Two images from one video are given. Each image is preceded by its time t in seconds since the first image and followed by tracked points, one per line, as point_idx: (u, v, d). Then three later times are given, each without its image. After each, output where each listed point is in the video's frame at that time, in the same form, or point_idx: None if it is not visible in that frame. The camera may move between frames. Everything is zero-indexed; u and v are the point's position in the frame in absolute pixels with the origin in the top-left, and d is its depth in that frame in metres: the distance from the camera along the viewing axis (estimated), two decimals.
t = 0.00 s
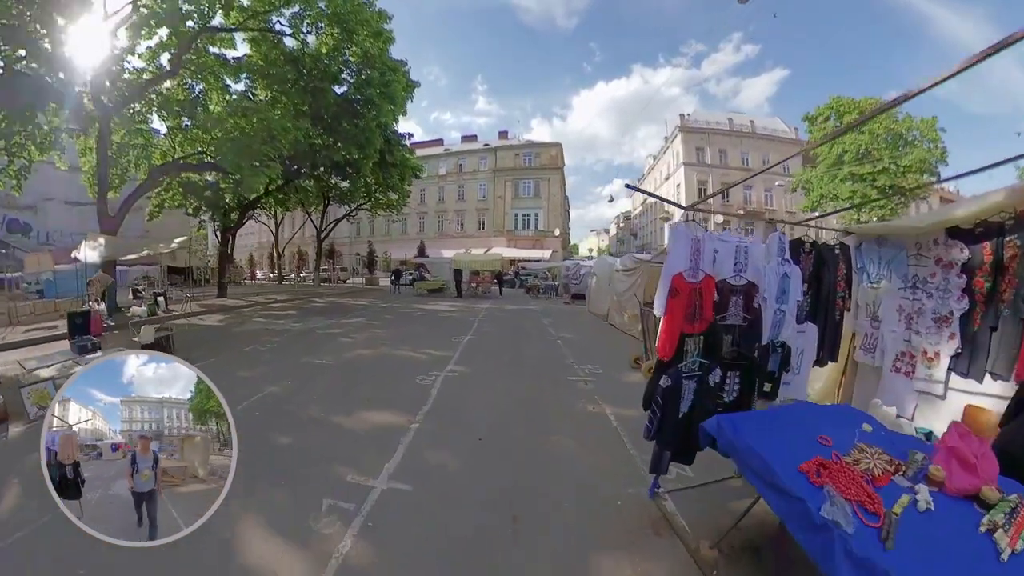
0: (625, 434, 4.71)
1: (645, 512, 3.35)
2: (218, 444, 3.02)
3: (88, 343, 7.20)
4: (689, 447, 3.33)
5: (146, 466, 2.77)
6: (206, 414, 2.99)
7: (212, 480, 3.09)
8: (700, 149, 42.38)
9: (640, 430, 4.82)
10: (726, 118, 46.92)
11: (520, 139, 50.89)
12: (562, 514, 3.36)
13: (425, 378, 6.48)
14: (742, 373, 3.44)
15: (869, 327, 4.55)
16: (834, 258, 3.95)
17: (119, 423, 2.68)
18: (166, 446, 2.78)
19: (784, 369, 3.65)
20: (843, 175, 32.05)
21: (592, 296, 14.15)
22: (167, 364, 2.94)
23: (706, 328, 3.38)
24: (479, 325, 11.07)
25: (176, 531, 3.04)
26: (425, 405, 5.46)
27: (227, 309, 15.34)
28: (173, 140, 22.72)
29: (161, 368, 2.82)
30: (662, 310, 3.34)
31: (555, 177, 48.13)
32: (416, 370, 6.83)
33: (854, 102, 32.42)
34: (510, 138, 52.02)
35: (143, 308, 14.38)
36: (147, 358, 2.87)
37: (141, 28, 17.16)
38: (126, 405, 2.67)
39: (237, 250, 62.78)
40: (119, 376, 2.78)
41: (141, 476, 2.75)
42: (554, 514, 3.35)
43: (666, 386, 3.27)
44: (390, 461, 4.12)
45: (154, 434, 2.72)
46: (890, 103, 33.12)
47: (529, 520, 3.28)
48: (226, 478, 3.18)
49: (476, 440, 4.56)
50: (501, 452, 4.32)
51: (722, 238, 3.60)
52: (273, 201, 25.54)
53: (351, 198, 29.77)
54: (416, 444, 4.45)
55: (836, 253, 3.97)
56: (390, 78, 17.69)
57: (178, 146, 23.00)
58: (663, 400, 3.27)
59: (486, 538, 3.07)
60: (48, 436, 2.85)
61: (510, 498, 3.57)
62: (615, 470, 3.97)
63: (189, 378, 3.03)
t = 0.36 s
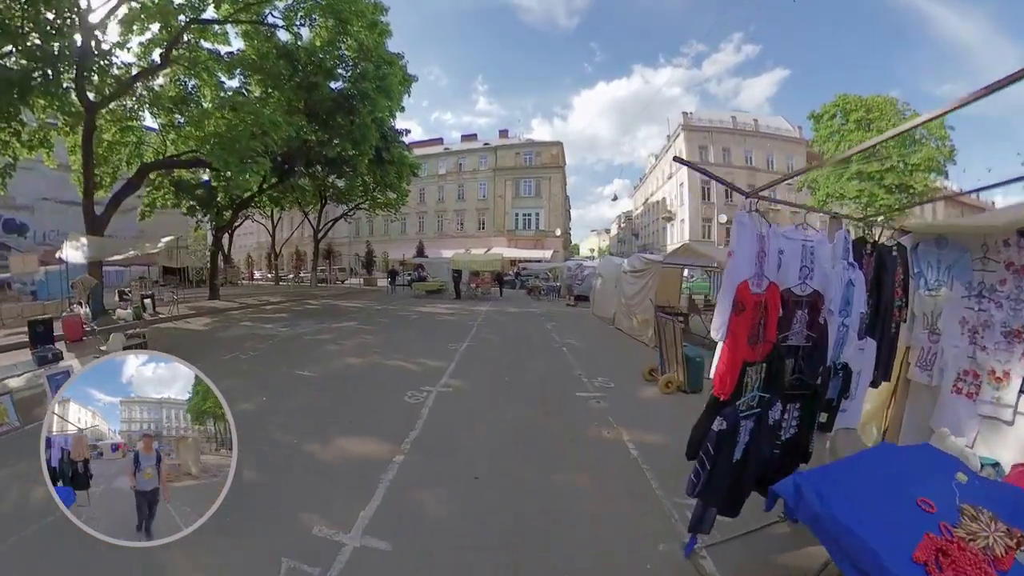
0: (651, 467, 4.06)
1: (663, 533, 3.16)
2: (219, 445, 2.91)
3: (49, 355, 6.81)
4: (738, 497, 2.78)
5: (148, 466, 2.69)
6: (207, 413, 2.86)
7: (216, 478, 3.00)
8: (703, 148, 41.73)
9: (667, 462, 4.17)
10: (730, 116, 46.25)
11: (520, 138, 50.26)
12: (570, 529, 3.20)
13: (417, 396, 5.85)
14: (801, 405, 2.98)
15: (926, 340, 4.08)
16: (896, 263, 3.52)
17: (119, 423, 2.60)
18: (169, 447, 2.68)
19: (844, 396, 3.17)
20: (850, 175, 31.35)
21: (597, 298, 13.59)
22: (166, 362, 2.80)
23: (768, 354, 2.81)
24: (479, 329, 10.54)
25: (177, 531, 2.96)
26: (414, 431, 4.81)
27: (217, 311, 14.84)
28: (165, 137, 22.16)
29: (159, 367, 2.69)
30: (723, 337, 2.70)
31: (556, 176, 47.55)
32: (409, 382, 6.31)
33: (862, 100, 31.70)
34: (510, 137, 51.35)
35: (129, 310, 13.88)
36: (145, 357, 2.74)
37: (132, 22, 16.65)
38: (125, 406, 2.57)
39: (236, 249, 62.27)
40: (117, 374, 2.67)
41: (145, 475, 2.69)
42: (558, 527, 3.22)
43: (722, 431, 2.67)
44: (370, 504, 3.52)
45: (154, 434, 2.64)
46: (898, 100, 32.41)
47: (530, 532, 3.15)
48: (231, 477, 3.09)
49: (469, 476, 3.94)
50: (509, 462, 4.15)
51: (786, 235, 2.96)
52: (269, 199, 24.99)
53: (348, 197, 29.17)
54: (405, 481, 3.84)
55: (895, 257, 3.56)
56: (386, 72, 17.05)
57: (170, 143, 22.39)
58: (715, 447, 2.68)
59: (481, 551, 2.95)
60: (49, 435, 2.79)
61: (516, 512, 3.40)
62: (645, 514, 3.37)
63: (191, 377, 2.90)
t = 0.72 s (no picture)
0: (680, 505, 3.45)
1: (671, 543, 3.02)
2: (217, 446, 2.83)
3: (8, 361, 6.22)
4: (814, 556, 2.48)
5: (148, 467, 2.66)
6: (206, 415, 2.80)
7: (216, 477, 2.93)
8: (707, 146, 41.14)
9: (696, 498, 3.57)
10: (733, 114, 45.56)
11: (521, 137, 49.63)
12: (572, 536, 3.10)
13: (400, 415, 5.22)
14: (884, 442, 2.62)
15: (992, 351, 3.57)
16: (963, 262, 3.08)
17: (117, 424, 2.57)
18: (167, 448, 2.64)
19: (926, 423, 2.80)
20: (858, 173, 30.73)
21: (601, 299, 13.17)
22: (167, 362, 2.79)
23: (867, 383, 2.55)
24: (479, 332, 10.01)
25: (177, 532, 2.91)
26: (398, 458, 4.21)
27: (207, 312, 14.34)
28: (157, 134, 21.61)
29: (160, 365, 2.68)
30: (829, 372, 2.45)
31: (557, 175, 46.98)
32: (399, 393, 5.80)
33: (869, 97, 31.05)
34: (511, 136, 50.73)
35: (113, 312, 13.38)
36: (146, 357, 2.73)
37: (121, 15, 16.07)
38: (123, 406, 2.55)
39: (233, 249, 61.66)
40: (116, 374, 2.65)
41: (144, 477, 2.65)
42: (560, 532, 3.16)
43: (809, 493, 2.42)
44: (342, 552, 2.95)
45: (154, 434, 2.59)
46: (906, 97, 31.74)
47: (526, 538, 3.09)
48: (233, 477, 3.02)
49: (454, 507, 3.47)
50: (512, 471, 4.01)
51: (882, 224, 2.67)
52: (265, 198, 24.46)
53: (345, 196, 28.57)
54: (383, 523, 3.27)
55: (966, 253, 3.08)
56: (382, 65, 16.45)
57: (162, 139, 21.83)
58: (798, 512, 2.42)
59: (475, 558, 2.89)
60: (51, 435, 2.78)
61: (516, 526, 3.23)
62: (671, 557, 2.88)
63: (191, 377, 2.87)
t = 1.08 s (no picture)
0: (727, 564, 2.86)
1: (686, 559, 2.90)
2: (214, 445, 2.81)
3: None
4: None
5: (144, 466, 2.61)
6: (204, 414, 2.79)
7: (214, 478, 2.92)
8: (710, 144, 40.45)
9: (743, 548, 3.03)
10: (736, 112, 44.86)
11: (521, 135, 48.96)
12: (578, 561, 2.90)
13: (385, 443, 4.56)
14: None
15: None
16: None
17: (116, 424, 2.52)
18: (166, 447, 2.61)
19: None
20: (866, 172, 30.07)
21: (607, 301, 12.70)
22: (166, 362, 2.73)
23: None
24: (478, 337, 9.48)
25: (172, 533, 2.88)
26: (384, 497, 3.64)
27: (195, 314, 13.82)
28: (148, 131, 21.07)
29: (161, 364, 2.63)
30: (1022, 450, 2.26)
31: (558, 174, 46.37)
32: (394, 405, 5.47)
33: (876, 94, 30.36)
34: (511, 134, 50.08)
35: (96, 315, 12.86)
36: (145, 356, 2.67)
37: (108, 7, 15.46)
38: (122, 406, 2.49)
39: (231, 248, 60.97)
40: (112, 374, 2.58)
41: (141, 476, 2.60)
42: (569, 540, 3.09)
43: None
44: None
45: (151, 434, 2.55)
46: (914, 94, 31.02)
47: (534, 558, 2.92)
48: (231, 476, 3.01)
49: (435, 552, 3.01)
50: (513, 495, 3.72)
51: None
52: (259, 196, 23.85)
53: (342, 194, 27.91)
54: None
55: None
56: (377, 56, 15.74)
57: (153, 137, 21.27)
58: None
59: None
60: (48, 434, 2.71)
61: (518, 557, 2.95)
62: None
63: (190, 377, 2.84)
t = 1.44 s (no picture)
0: None
1: None
2: (211, 445, 2.82)
3: None
4: None
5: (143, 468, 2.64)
6: (200, 414, 2.80)
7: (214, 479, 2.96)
8: (713, 142, 39.88)
9: None
10: (740, 110, 44.24)
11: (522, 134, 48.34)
12: None
13: (365, 481, 3.87)
14: None
15: None
16: None
17: (116, 424, 2.53)
18: (165, 448, 2.63)
19: None
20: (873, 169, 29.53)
21: (613, 303, 12.26)
22: (163, 362, 2.73)
23: None
24: (477, 344, 8.99)
25: (172, 533, 2.92)
26: (362, 552, 2.96)
27: (184, 318, 13.35)
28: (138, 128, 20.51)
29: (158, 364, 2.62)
30: None
31: (559, 173, 45.81)
32: (386, 416, 5.11)
33: (882, 92, 29.86)
34: (512, 133, 49.48)
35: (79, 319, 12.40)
36: (143, 355, 2.67)
37: None
38: (121, 407, 2.50)
39: (230, 248, 60.50)
40: (111, 374, 2.59)
41: (140, 477, 2.63)
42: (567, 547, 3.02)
43: None
44: None
45: (150, 434, 2.56)
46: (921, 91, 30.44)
47: None
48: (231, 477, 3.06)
49: None
50: (517, 527, 3.24)
51: None
52: (254, 195, 23.33)
53: (340, 193, 27.36)
54: None
55: None
56: (372, 47, 15.04)
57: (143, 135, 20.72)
58: None
59: None
60: (49, 433, 2.72)
61: None
62: None
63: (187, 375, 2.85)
